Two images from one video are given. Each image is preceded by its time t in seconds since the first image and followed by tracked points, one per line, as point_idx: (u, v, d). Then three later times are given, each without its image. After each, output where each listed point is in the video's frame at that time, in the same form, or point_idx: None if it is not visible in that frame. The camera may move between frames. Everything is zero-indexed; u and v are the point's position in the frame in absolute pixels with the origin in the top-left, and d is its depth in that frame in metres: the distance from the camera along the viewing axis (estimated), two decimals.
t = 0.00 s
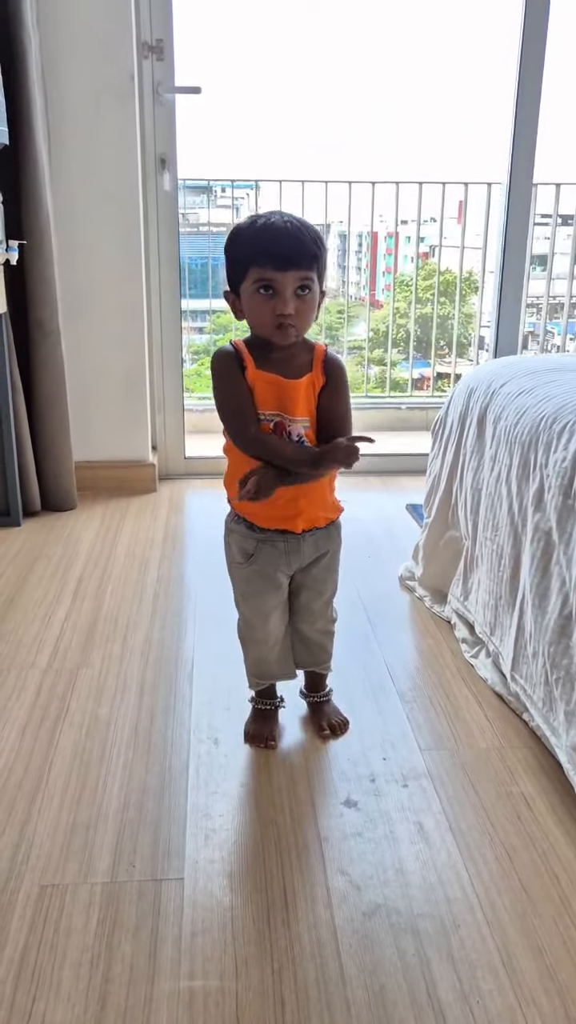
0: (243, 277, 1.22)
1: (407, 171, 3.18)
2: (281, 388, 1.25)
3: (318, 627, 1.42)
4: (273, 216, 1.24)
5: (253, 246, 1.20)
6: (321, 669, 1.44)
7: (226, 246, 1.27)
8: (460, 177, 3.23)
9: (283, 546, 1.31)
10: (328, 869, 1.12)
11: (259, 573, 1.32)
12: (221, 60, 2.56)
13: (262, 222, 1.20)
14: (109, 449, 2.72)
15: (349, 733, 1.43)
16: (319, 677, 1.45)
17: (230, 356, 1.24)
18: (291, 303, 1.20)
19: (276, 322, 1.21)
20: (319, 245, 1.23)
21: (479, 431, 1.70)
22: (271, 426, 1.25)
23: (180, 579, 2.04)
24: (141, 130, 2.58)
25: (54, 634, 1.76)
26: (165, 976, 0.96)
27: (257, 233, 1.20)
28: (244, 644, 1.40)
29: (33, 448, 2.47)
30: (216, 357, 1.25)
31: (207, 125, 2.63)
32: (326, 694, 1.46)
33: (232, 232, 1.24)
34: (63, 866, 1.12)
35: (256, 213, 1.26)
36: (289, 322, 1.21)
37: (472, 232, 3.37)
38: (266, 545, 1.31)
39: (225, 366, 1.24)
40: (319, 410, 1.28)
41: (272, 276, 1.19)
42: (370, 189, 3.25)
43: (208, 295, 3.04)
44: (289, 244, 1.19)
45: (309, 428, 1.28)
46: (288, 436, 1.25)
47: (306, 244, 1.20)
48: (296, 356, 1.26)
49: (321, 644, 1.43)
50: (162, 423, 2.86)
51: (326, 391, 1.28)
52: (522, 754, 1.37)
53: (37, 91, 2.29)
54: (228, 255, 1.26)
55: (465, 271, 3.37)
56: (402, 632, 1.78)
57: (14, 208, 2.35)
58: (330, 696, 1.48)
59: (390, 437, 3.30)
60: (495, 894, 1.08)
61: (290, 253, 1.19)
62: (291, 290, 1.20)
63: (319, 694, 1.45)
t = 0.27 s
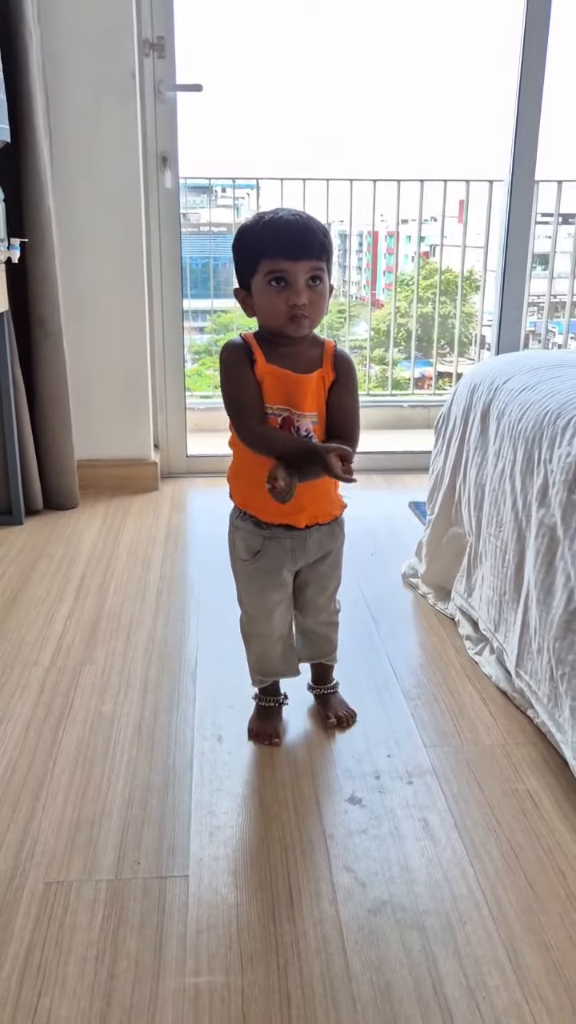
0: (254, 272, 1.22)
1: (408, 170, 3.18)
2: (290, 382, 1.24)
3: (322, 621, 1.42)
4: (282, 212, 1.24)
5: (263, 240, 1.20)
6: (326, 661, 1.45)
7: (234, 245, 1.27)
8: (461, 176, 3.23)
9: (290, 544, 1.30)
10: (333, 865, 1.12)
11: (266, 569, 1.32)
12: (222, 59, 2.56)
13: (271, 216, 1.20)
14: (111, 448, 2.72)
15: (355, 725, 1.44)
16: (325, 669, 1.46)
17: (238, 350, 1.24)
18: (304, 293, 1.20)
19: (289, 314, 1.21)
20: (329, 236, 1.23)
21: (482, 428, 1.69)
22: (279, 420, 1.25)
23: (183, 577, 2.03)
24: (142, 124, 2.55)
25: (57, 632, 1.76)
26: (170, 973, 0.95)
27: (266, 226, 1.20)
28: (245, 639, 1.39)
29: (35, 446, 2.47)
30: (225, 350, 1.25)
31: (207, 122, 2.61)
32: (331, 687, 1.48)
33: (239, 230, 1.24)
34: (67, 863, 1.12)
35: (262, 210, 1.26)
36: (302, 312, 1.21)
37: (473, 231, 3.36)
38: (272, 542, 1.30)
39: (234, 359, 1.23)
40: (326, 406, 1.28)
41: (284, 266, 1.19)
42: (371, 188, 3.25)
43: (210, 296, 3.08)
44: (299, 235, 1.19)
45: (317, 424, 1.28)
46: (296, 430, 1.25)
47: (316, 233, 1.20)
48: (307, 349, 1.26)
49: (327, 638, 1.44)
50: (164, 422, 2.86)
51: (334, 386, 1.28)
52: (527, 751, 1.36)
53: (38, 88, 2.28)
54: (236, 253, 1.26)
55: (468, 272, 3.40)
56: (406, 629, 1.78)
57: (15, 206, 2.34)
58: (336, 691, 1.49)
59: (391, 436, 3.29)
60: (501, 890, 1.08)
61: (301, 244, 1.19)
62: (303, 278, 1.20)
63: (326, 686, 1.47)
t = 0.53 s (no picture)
0: (286, 269, 1.23)
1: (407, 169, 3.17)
2: (320, 377, 1.24)
3: (333, 620, 1.42)
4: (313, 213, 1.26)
5: (295, 237, 1.21)
6: (331, 661, 1.45)
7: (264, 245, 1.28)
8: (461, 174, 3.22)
9: (304, 539, 1.31)
10: (338, 864, 1.11)
11: (280, 563, 1.32)
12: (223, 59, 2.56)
13: (304, 214, 1.22)
14: (112, 447, 2.72)
15: (359, 725, 1.43)
16: (329, 670, 1.46)
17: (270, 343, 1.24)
18: (336, 289, 1.21)
19: (321, 309, 1.21)
20: (360, 237, 1.25)
21: (484, 425, 1.69)
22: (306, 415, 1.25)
23: (185, 576, 2.03)
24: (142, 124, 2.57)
25: (59, 631, 1.75)
26: (174, 972, 0.95)
27: (300, 223, 1.21)
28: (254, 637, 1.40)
29: (36, 445, 2.46)
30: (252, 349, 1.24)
31: (208, 121, 2.62)
32: (334, 688, 1.47)
33: (270, 230, 1.25)
34: (71, 863, 1.11)
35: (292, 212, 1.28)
36: (334, 308, 1.21)
37: (473, 231, 3.36)
38: (287, 536, 1.30)
39: (265, 352, 1.23)
40: (356, 404, 1.28)
41: (317, 261, 1.20)
42: (371, 186, 3.24)
43: (210, 295, 3.12)
44: (332, 232, 1.20)
45: (346, 419, 1.27)
46: (323, 425, 1.25)
47: (349, 231, 1.22)
48: (335, 347, 1.26)
49: (335, 637, 1.44)
50: (165, 421, 2.85)
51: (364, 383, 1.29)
52: (531, 748, 1.36)
53: (38, 87, 2.28)
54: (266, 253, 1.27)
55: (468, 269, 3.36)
56: (409, 627, 1.77)
57: (15, 205, 2.34)
58: (339, 691, 1.48)
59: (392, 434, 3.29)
60: (506, 888, 1.08)
61: (334, 241, 1.20)
62: (336, 274, 1.21)
63: (329, 687, 1.47)
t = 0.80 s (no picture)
0: (300, 261, 1.22)
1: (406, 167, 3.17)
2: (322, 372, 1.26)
3: (336, 615, 1.43)
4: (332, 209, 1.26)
5: (313, 229, 1.21)
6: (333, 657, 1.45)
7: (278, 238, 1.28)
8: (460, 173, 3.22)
9: (309, 528, 1.31)
10: (338, 861, 1.11)
11: (284, 551, 1.33)
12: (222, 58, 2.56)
13: (322, 207, 1.21)
14: (111, 445, 2.71)
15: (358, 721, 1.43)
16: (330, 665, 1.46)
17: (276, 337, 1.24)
18: (349, 285, 1.21)
19: (331, 303, 1.21)
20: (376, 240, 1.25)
21: (483, 421, 1.69)
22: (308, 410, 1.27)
23: (184, 573, 2.03)
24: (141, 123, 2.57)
25: (59, 629, 1.75)
26: (174, 969, 0.95)
27: (318, 216, 1.21)
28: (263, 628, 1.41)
29: (35, 443, 2.46)
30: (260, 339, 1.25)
31: (206, 119, 2.63)
32: (335, 684, 1.47)
33: (287, 221, 1.25)
34: (70, 859, 1.11)
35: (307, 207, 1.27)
36: (345, 303, 1.21)
37: (472, 228, 3.36)
38: (291, 525, 1.31)
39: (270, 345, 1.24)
40: (361, 397, 1.28)
41: (333, 256, 1.20)
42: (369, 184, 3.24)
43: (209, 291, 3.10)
44: (351, 228, 1.20)
45: (350, 412, 1.27)
46: (326, 418, 1.27)
47: (368, 232, 1.22)
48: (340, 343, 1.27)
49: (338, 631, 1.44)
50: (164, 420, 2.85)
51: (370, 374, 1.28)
52: (531, 745, 1.36)
53: (36, 85, 2.28)
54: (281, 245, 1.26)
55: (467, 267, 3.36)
56: (409, 624, 1.77)
57: (13, 203, 2.34)
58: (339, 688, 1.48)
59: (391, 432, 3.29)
60: (506, 884, 1.08)
61: (351, 237, 1.20)
62: (350, 272, 1.21)
63: (330, 683, 1.46)
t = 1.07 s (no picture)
0: (274, 265, 1.22)
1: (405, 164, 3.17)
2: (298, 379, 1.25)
3: (329, 612, 1.43)
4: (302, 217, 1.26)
5: (284, 232, 1.20)
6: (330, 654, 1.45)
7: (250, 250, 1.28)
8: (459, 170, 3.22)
9: (295, 531, 1.32)
10: (338, 858, 1.11)
11: (271, 552, 1.34)
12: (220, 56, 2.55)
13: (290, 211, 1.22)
14: (110, 443, 2.71)
15: (357, 718, 1.44)
16: (329, 663, 1.47)
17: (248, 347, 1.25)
18: (326, 282, 1.20)
19: (309, 303, 1.20)
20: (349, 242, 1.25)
21: (482, 419, 1.69)
22: (287, 418, 1.26)
23: (183, 571, 2.03)
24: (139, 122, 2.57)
25: (58, 627, 1.75)
26: (174, 967, 0.95)
27: (288, 219, 1.21)
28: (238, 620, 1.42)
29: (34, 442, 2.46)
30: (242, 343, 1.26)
31: (205, 116, 2.62)
32: (334, 681, 1.48)
33: (256, 231, 1.25)
34: (70, 857, 1.12)
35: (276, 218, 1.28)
36: (323, 302, 1.20)
37: (471, 225, 3.35)
38: (277, 528, 1.32)
39: (241, 351, 1.24)
40: (342, 400, 1.28)
41: (307, 256, 1.19)
42: (368, 181, 3.23)
43: (207, 291, 3.06)
44: (322, 227, 1.20)
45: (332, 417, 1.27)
46: (307, 427, 1.26)
47: (340, 231, 1.22)
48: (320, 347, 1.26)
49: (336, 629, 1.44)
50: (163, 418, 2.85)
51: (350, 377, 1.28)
52: (530, 742, 1.36)
53: (34, 83, 2.27)
54: (253, 255, 1.26)
55: (465, 266, 3.38)
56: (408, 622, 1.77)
57: (11, 202, 2.33)
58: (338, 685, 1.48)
59: (390, 429, 3.29)
60: (506, 880, 1.08)
61: (323, 236, 1.20)
62: (325, 271, 1.20)
63: (329, 680, 1.47)
